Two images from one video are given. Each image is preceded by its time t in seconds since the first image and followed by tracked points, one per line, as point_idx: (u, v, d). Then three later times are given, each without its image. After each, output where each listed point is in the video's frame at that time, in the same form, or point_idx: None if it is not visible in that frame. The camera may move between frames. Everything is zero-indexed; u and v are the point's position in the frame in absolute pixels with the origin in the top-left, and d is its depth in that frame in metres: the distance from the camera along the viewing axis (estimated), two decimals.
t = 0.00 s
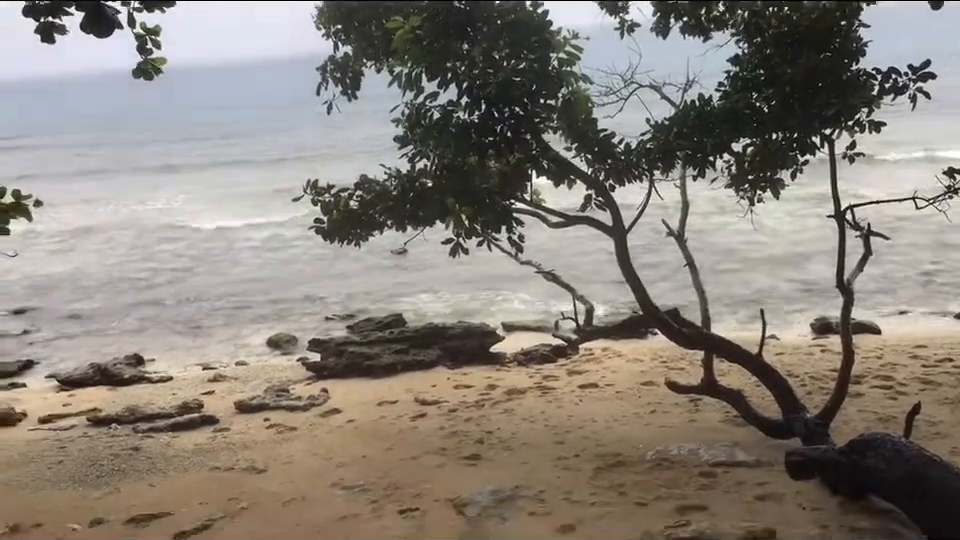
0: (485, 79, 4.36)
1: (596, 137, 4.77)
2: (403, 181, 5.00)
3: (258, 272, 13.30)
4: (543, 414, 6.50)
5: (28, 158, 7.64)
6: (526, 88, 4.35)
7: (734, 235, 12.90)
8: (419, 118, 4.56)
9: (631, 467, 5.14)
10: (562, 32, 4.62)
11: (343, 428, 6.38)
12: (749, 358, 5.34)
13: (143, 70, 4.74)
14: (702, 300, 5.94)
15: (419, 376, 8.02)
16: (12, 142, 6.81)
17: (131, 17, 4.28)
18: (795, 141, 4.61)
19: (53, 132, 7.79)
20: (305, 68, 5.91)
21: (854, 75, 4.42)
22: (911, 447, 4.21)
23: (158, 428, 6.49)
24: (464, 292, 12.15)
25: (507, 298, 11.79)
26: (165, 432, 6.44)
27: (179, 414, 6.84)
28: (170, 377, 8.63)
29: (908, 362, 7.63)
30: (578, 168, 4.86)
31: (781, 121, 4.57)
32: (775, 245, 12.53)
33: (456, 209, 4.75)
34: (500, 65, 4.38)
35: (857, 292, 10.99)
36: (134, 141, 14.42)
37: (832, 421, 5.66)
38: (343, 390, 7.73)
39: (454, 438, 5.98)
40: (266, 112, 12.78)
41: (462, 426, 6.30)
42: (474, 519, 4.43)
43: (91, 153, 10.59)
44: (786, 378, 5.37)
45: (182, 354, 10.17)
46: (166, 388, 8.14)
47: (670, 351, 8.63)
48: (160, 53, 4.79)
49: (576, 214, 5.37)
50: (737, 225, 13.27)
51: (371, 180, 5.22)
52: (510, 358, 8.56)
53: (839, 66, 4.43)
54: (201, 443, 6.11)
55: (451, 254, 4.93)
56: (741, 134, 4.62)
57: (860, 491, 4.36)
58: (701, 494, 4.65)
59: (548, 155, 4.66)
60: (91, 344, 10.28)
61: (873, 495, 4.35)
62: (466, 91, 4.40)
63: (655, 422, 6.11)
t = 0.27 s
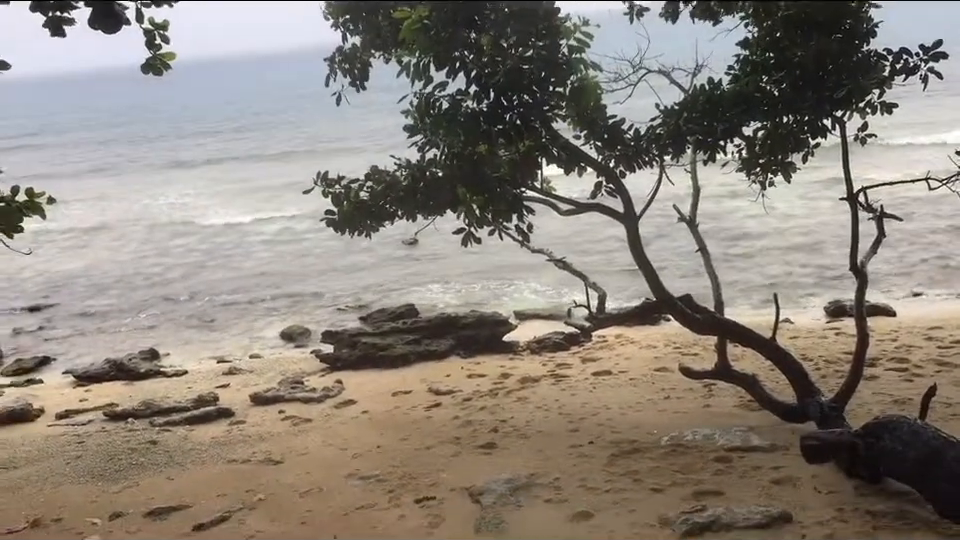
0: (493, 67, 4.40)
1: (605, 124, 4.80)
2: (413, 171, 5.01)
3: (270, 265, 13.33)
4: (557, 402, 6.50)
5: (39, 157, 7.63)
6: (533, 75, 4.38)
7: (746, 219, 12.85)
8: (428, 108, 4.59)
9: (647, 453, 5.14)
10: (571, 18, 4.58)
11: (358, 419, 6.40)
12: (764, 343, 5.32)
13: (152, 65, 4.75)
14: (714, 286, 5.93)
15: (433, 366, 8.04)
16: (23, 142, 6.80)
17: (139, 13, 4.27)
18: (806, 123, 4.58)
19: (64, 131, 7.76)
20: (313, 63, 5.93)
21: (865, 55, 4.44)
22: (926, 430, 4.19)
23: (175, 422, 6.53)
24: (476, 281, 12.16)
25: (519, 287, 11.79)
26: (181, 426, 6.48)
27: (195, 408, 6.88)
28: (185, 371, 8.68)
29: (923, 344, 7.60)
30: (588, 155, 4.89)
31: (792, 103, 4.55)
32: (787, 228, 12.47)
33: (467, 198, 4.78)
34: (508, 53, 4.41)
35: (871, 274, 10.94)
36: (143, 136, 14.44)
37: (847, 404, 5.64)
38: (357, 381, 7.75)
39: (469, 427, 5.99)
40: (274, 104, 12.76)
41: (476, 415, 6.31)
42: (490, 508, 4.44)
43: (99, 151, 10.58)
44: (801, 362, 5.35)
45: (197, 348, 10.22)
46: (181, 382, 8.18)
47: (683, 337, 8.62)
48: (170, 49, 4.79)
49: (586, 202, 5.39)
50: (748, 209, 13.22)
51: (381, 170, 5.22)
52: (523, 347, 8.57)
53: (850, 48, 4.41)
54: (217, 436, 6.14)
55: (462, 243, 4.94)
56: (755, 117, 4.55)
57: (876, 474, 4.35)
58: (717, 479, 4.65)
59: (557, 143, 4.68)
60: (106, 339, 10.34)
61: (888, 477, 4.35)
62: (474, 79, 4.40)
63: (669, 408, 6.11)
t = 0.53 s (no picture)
0: (502, 58, 4.38)
1: (617, 112, 4.79)
2: (423, 163, 5.00)
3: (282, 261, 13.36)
4: (572, 392, 6.50)
5: (48, 161, 7.63)
6: (542, 65, 4.42)
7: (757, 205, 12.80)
8: (436, 101, 4.64)
9: (663, 441, 5.14)
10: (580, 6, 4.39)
11: (373, 413, 6.42)
12: (778, 329, 5.30)
13: (160, 63, 4.76)
14: (727, 273, 5.94)
15: (446, 359, 8.06)
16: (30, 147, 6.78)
17: (146, 11, 4.27)
18: (818, 106, 4.56)
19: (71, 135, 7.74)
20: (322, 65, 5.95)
21: (877, 38, 4.40)
22: (944, 414, 4.19)
23: (191, 418, 6.56)
24: (488, 273, 12.16)
25: (531, 278, 11.78)
26: (198, 423, 6.51)
27: (211, 404, 6.91)
28: (200, 368, 8.72)
29: (938, 327, 7.57)
30: (598, 143, 4.93)
31: (804, 88, 4.53)
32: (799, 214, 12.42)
33: (477, 189, 4.75)
34: (517, 43, 4.33)
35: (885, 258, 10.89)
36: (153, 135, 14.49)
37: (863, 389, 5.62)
38: (371, 374, 7.77)
39: (484, 418, 6.00)
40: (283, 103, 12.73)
41: (490, 406, 6.33)
42: (507, 498, 4.45)
43: (106, 152, 10.57)
44: (816, 347, 5.33)
45: (211, 344, 10.26)
46: (196, 379, 8.22)
47: (697, 324, 8.62)
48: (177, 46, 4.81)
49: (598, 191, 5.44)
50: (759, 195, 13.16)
51: (391, 163, 5.24)
52: (536, 337, 8.57)
53: (862, 31, 4.37)
54: (234, 432, 6.17)
55: (473, 234, 4.91)
56: (765, 102, 4.55)
57: (893, 458, 4.34)
58: (734, 466, 4.64)
59: (568, 133, 4.69)
60: (121, 338, 10.40)
61: (906, 462, 4.33)
62: (483, 71, 4.42)
63: (684, 396, 6.11)
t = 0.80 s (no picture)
0: (511, 55, 4.33)
1: (627, 107, 4.80)
2: (434, 161, 5.00)
3: (296, 262, 13.39)
4: (587, 388, 6.50)
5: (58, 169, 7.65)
6: (552, 60, 4.40)
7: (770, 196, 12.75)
8: (447, 98, 4.65)
9: (679, 435, 5.13)
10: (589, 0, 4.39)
11: (389, 411, 6.43)
12: (793, 321, 5.28)
13: (168, 65, 4.77)
14: (741, 265, 5.92)
15: (461, 356, 8.06)
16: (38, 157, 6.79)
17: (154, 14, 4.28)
18: (830, 96, 4.52)
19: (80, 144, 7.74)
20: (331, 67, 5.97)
21: (889, 26, 4.33)
22: None
23: (208, 420, 6.60)
24: (500, 270, 12.16)
25: (544, 274, 11.78)
26: (215, 424, 6.55)
27: (227, 406, 6.95)
28: (216, 370, 8.76)
29: (955, 315, 7.53)
30: (609, 138, 4.92)
31: (814, 79, 4.48)
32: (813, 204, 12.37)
33: (488, 186, 4.79)
34: (526, 39, 4.28)
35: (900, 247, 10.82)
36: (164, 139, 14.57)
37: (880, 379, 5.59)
38: (386, 373, 7.79)
39: (500, 415, 6.00)
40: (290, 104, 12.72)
41: (506, 403, 6.33)
42: (523, 495, 4.45)
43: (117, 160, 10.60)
44: (832, 338, 5.31)
45: (226, 346, 10.31)
46: (213, 381, 8.27)
47: (711, 317, 8.60)
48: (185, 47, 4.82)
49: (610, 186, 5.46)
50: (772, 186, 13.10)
51: (403, 161, 5.25)
52: (550, 333, 8.57)
53: (873, 19, 4.33)
54: (251, 433, 6.19)
55: (484, 231, 4.94)
56: (777, 94, 4.52)
57: (911, 448, 4.32)
58: (751, 459, 4.63)
59: (578, 128, 4.68)
60: (137, 341, 10.46)
61: (925, 451, 4.31)
62: (492, 68, 4.42)
63: (700, 389, 6.09)
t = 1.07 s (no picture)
0: (518, 63, 4.38)
1: (634, 113, 4.78)
2: (442, 172, 5.02)
3: (305, 274, 13.42)
4: (599, 396, 6.48)
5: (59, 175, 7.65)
6: (559, 68, 4.42)
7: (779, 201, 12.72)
8: (454, 108, 4.65)
9: (692, 442, 5.11)
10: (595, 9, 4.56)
11: (401, 422, 6.42)
12: (805, 326, 5.26)
13: (173, 77, 4.80)
14: (751, 270, 5.89)
15: (471, 366, 8.05)
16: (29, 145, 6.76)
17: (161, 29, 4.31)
18: (837, 99, 4.54)
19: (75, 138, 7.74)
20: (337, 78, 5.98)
21: (896, 28, 4.39)
22: None
23: (220, 433, 6.60)
24: (509, 278, 12.15)
25: (553, 282, 11.78)
26: (227, 437, 6.55)
27: (239, 418, 6.96)
28: (228, 383, 8.78)
29: None
30: (617, 145, 4.88)
31: (823, 83, 4.50)
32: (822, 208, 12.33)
33: (497, 193, 4.82)
34: (532, 48, 4.30)
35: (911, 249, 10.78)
36: (173, 154, 14.64)
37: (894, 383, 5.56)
38: (397, 384, 7.79)
39: (512, 425, 5.99)
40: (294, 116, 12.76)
41: (517, 412, 6.32)
42: (537, 504, 4.44)
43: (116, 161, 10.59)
44: (844, 342, 5.29)
45: (238, 359, 10.33)
46: (224, 394, 8.28)
47: (722, 323, 8.57)
48: (191, 59, 4.85)
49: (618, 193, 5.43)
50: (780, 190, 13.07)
51: (411, 172, 5.25)
52: (561, 341, 8.55)
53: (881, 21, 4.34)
54: (263, 446, 6.20)
55: (494, 240, 4.96)
56: (784, 98, 4.55)
57: (926, 452, 4.28)
58: (765, 465, 4.60)
59: (586, 134, 4.67)
60: (149, 355, 10.49)
61: (940, 455, 4.28)
62: (499, 77, 4.42)
63: (712, 396, 6.06)
